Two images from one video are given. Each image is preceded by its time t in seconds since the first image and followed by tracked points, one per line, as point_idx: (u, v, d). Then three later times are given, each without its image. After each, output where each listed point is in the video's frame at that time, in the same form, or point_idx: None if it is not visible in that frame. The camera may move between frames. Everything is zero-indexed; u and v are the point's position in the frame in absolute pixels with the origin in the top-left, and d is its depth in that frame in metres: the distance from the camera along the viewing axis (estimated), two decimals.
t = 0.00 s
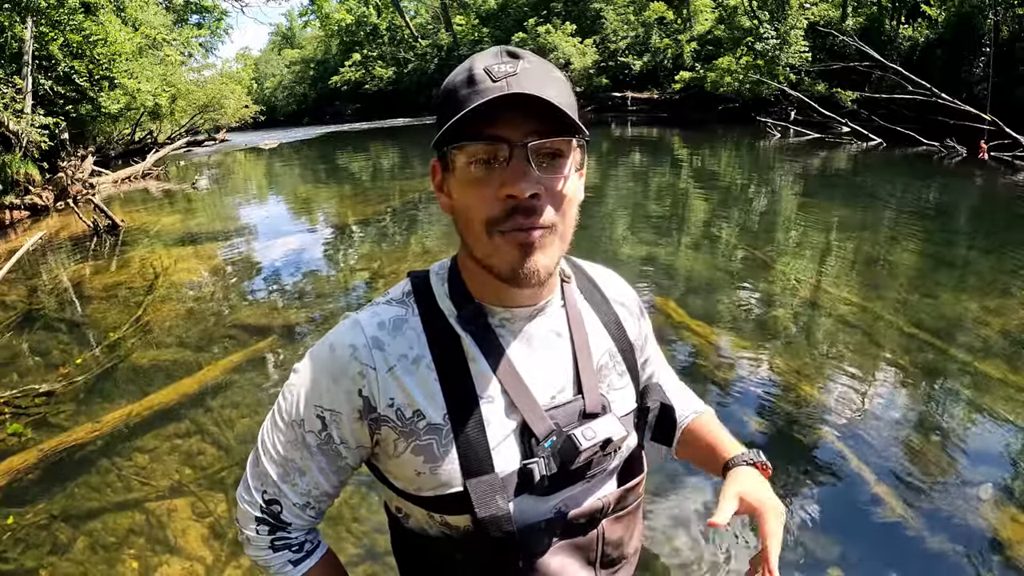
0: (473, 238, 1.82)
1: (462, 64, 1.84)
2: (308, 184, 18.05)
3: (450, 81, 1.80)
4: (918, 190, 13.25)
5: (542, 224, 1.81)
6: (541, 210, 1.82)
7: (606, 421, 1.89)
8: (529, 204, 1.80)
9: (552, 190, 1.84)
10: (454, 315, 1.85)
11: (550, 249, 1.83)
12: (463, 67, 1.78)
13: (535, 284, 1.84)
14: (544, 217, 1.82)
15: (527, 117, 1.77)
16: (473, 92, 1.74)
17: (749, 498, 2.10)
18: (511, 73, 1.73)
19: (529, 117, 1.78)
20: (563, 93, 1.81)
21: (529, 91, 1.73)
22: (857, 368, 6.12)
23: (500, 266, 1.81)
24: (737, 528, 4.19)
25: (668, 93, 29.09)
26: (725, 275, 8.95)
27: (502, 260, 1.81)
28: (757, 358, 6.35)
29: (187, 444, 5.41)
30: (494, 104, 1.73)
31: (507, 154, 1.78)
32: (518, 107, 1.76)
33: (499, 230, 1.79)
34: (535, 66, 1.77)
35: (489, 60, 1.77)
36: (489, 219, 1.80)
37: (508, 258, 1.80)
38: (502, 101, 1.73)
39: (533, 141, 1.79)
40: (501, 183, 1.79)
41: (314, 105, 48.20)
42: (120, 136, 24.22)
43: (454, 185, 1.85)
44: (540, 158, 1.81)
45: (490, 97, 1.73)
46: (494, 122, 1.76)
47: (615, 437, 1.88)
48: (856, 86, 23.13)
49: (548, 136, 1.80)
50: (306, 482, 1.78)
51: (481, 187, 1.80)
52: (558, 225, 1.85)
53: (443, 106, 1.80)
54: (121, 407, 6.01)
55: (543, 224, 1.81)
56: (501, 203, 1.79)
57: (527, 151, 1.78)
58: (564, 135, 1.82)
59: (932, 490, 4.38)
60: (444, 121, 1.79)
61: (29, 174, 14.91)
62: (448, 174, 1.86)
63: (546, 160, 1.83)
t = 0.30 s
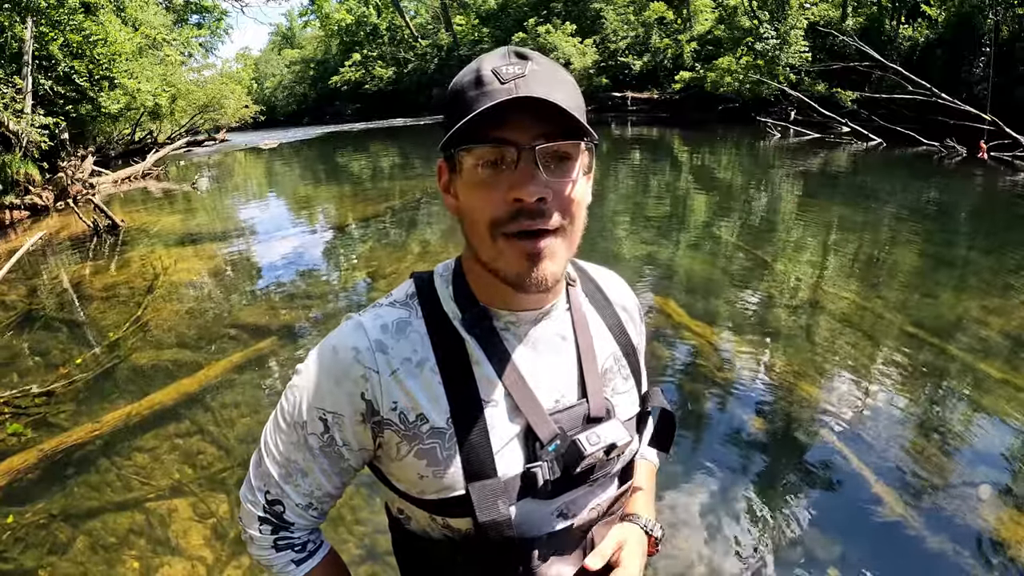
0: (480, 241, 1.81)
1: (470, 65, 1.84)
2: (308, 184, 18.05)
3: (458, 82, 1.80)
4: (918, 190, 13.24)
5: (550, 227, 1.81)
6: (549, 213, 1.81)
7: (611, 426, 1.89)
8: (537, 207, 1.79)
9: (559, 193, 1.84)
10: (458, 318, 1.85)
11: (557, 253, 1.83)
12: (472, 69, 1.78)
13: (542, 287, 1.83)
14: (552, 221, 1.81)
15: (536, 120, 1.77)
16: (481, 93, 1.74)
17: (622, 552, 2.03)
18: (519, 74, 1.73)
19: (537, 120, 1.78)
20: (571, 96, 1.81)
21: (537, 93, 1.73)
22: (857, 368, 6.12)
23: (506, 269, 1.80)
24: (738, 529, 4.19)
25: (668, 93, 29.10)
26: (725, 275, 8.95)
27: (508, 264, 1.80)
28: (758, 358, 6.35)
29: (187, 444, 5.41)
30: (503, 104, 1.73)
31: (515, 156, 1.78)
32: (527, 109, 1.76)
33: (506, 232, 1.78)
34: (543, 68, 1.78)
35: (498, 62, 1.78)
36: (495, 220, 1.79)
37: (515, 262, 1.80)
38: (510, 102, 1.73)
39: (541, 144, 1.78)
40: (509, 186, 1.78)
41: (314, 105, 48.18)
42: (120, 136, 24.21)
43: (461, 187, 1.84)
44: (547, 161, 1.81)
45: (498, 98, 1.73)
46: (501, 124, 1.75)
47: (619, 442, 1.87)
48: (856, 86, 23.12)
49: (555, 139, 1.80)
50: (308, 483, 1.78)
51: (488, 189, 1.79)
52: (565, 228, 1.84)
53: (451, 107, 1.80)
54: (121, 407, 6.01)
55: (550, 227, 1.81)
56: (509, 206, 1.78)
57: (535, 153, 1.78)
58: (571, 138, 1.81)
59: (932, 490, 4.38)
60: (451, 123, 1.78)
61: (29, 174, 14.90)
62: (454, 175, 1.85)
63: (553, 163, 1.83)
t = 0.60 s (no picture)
0: (477, 244, 1.81)
1: (461, 67, 1.83)
2: (308, 184, 18.06)
3: (450, 84, 1.79)
4: (918, 190, 13.24)
5: (547, 229, 1.81)
6: (546, 215, 1.81)
7: (609, 424, 1.89)
8: (534, 209, 1.79)
9: (556, 194, 1.84)
10: (456, 318, 1.85)
11: (555, 253, 1.83)
12: (464, 70, 1.77)
13: (541, 288, 1.84)
14: (549, 222, 1.81)
15: (530, 123, 1.77)
16: (474, 96, 1.74)
17: (658, 549, 2.16)
18: (514, 76, 1.73)
19: (532, 122, 1.78)
20: (567, 97, 1.81)
21: (532, 95, 1.73)
22: (857, 368, 6.13)
23: (505, 272, 1.81)
24: (739, 531, 4.19)
25: (668, 94, 29.12)
26: (725, 275, 8.95)
27: (506, 267, 1.80)
28: (757, 358, 6.36)
29: (187, 444, 5.41)
30: (495, 108, 1.72)
31: (511, 160, 1.78)
32: (522, 112, 1.76)
33: (503, 235, 1.78)
34: (537, 70, 1.77)
35: (489, 63, 1.77)
36: (491, 223, 1.79)
37: (513, 265, 1.80)
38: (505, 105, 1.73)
39: (538, 146, 1.79)
40: (505, 189, 1.78)
41: (314, 105, 48.17)
42: (120, 136, 24.21)
43: (455, 190, 1.84)
44: (544, 164, 1.81)
45: (491, 102, 1.72)
46: (496, 127, 1.75)
47: (617, 441, 1.88)
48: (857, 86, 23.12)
49: (551, 140, 1.80)
50: (307, 485, 1.78)
51: (484, 192, 1.79)
52: (562, 229, 1.85)
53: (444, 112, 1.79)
54: (121, 407, 6.01)
55: (547, 228, 1.81)
56: (505, 209, 1.78)
57: (531, 157, 1.78)
58: (566, 139, 1.82)
59: (932, 490, 4.38)
60: (445, 127, 1.78)
61: (29, 174, 14.91)
62: (449, 178, 1.85)
63: (549, 165, 1.82)
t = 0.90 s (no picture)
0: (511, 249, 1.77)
1: (478, 61, 1.74)
2: (308, 184, 18.06)
3: (474, 80, 1.71)
4: (918, 190, 13.24)
5: (580, 234, 1.82)
6: (579, 219, 1.82)
7: (604, 423, 1.89)
8: (570, 214, 1.79)
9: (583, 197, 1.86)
10: (449, 316, 1.85)
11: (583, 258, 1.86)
12: (488, 69, 1.71)
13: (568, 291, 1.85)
14: (581, 227, 1.83)
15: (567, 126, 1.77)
16: (509, 97, 1.69)
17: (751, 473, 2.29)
18: (545, 82, 1.75)
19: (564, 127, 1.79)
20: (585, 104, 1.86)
21: (565, 101, 1.76)
22: (857, 368, 6.12)
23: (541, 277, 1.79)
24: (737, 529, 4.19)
25: (668, 94, 29.13)
26: (725, 275, 8.95)
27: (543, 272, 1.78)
28: (757, 358, 6.36)
29: (187, 444, 5.41)
30: (535, 112, 1.70)
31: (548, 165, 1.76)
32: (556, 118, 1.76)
33: (541, 240, 1.76)
34: (558, 78, 1.80)
35: (514, 63, 1.73)
36: (528, 228, 1.76)
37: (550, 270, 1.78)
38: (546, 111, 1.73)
39: (571, 153, 1.79)
40: (544, 195, 1.75)
41: (314, 105, 48.14)
42: (119, 136, 24.20)
43: (483, 192, 1.76)
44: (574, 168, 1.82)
45: (527, 105, 1.70)
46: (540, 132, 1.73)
47: (612, 440, 1.87)
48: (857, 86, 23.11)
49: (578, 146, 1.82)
50: (302, 483, 1.78)
51: (522, 197, 1.74)
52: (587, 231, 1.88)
53: (467, 111, 1.71)
54: (121, 407, 6.01)
55: (581, 233, 1.82)
56: (545, 214, 1.75)
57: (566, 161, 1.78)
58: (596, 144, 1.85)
59: (931, 490, 4.38)
60: (478, 125, 1.69)
61: (29, 174, 14.92)
62: (474, 180, 1.76)
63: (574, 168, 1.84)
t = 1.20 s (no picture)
0: (520, 244, 1.76)
1: (481, 60, 1.74)
2: (307, 184, 18.06)
3: (480, 78, 1.70)
4: (918, 190, 13.23)
5: (586, 228, 1.84)
6: (585, 214, 1.84)
7: (603, 421, 1.89)
8: (578, 209, 1.81)
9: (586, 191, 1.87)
10: (447, 315, 1.85)
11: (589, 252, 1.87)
12: (494, 65, 1.70)
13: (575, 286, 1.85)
14: (587, 221, 1.84)
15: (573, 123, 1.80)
16: (518, 94, 1.69)
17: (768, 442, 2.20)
18: (551, 80, 1.76)
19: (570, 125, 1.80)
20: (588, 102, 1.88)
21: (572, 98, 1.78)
22: (857, 368, 6.12)
23: (551, 271, 1.78)
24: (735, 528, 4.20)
25: (668, 94, 29.14)
26: (725, 275, 8.95)
27: (552, 267, 1.78)
28: (757, 358, 6.35)
29: (187, 444, 5.41)
30: (542, 109, 1.71)
31: (555, 159, 1.77)
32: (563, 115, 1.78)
33: (546, 232, 1.76)
34: (561, 76, 1.82)
35: (519, 60, 1.74)
36: (534, 220, 1.75)
37: (560, 264, 1.78)
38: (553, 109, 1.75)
39: (577, 149, 1.81)
40: (553, 189, 1.76)
41: (314, 105, 48.12)
42: (119, 136, 24.19)
43: (489, 188, 1.75)
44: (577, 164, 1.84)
45: (534, 102, 1.71)
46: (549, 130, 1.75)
47: (611, 437, 1.88)
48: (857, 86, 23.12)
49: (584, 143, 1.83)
50: (302, 484, 1.77)
51: (531, 192, 1.74)
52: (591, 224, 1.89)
53: (472, 107, 1.70)
54: (121, 407, 6.01)
55: (586, 228, 1.84)
56: (553, 208, 1.76)
57: (572, 156, 1.79)
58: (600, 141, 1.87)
59: (931, 490, 4.38)
60: (487, 122, 1.68)
61: (29, 175, 14.91)
62: (479, 177, 1.75)
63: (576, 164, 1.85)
